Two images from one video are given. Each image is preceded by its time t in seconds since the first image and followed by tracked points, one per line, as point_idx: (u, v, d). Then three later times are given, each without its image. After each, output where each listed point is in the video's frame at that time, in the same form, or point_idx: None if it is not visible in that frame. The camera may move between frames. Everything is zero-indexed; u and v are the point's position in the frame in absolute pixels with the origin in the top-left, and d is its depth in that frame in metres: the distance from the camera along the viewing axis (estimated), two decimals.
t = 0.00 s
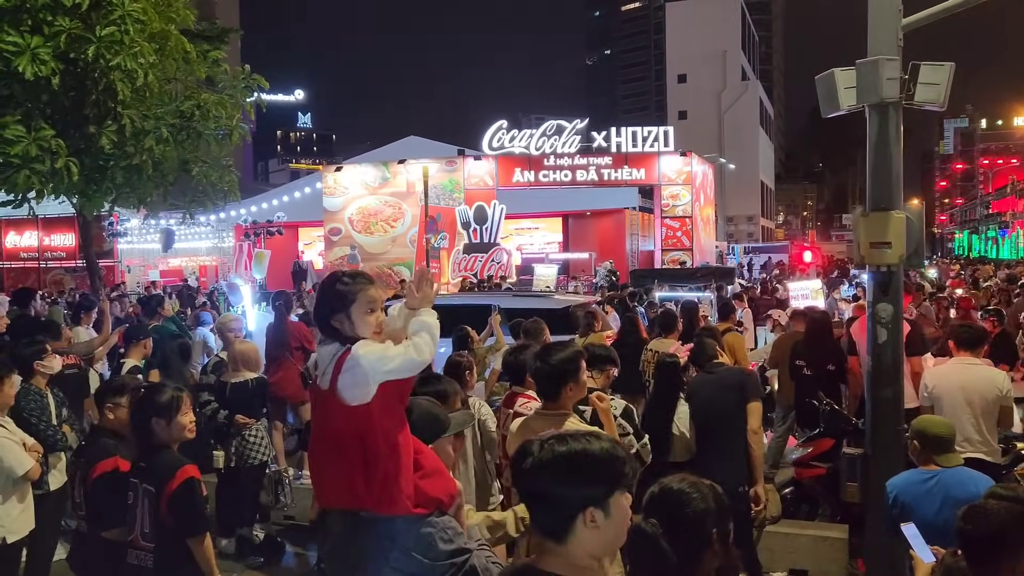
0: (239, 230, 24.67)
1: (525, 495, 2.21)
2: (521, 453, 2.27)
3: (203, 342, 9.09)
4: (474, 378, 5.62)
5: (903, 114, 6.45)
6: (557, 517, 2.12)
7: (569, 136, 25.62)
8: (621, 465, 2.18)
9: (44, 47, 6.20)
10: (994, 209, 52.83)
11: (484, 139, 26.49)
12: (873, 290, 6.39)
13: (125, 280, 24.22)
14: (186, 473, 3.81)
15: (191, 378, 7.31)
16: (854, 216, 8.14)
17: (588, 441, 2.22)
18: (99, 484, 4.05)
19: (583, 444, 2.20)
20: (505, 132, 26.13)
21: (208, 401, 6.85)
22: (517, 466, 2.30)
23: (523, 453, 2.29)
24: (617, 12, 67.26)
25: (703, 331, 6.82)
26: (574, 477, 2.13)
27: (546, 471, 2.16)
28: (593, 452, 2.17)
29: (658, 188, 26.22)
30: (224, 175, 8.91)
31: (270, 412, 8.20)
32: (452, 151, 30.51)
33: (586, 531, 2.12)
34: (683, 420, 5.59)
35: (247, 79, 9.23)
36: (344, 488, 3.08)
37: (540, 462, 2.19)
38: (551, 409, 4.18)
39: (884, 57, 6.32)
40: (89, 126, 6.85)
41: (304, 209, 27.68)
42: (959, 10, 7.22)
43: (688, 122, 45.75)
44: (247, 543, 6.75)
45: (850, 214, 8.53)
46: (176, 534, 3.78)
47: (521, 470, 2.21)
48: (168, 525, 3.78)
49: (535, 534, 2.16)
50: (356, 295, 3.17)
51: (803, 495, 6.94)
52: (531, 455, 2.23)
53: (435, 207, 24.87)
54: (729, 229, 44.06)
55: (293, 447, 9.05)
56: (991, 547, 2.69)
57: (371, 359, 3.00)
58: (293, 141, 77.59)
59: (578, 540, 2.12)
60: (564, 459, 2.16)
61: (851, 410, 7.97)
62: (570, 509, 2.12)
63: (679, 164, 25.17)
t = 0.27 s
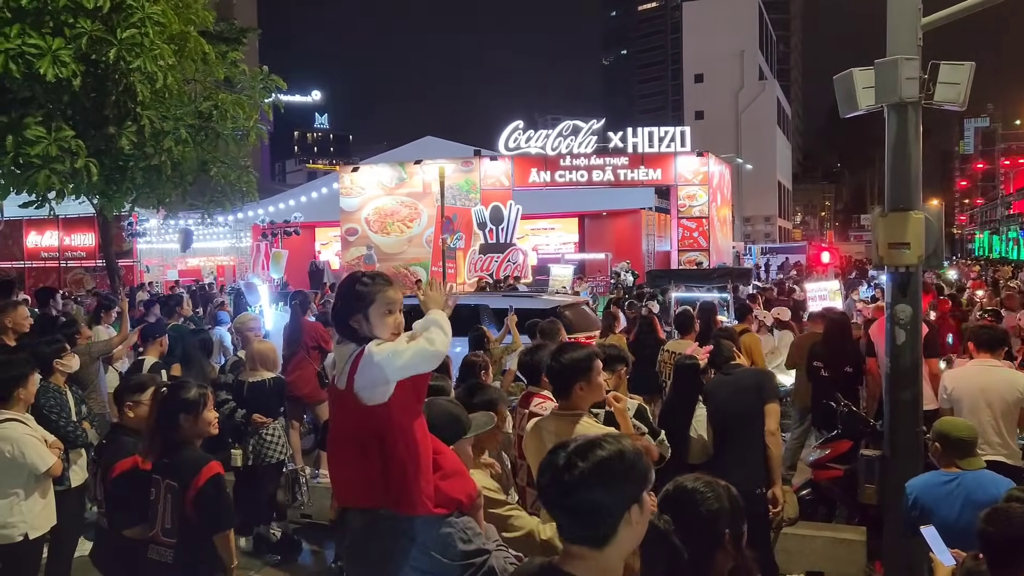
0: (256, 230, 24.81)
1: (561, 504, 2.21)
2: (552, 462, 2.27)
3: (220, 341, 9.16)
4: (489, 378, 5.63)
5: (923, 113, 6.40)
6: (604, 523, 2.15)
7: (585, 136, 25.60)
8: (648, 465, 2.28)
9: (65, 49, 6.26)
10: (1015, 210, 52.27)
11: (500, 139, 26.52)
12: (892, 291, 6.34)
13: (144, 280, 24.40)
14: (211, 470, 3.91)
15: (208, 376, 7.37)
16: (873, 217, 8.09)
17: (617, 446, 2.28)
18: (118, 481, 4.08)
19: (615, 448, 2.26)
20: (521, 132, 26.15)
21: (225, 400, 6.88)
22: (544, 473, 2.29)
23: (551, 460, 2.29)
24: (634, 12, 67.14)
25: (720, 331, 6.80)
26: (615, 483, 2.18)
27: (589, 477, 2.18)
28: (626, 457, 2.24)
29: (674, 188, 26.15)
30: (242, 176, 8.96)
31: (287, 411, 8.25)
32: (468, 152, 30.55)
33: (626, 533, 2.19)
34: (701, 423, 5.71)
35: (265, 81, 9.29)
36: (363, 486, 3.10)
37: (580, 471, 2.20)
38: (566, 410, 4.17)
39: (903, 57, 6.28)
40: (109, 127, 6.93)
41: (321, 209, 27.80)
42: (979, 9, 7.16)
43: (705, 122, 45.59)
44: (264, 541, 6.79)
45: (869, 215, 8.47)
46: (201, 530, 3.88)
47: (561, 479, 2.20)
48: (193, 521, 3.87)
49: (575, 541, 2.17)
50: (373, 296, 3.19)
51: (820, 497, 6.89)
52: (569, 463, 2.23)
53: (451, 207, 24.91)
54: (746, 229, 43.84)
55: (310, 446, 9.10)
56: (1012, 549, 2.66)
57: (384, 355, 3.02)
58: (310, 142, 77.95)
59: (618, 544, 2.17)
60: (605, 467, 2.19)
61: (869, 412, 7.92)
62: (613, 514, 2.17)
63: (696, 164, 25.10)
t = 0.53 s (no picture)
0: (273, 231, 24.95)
1: (577, 500, 2.21)
2: (566, 459, 2.28)
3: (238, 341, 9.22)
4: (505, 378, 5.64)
5: (943, 114, 6.35)
6: (621, 519, 2.17)
7: (601, 137, 25.57)
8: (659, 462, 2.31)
9: (87, 53, 6.31)
10: None
11: (516, 140, 26.53)
12: (911, 293, 6.29)
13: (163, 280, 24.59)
14: (234, 469, 3.98)
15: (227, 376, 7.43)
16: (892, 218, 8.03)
17: (630, 441, 2.31)
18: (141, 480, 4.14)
19: (628, 443, 2.28)
20: (537, 133, 26.16)
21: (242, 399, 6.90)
22: (557, 472, 2.30)
23: (564, 458, 2.30)
24: (650, 13, 67.00)
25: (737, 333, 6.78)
26: (630, 478, 2.20)
27: (606, 473, 2.20)
28: (638, 453, 2.27)
29: (691, 189, 26.07)
30: (260, 177, 9.01)
31: (305, 411, 8.30)
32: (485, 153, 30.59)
33: (641, 527, 2.21)
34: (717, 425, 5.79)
35: (283, 83, 9.35)
36: (380, 486, 3.13)
37: (598, 468, 2.21)
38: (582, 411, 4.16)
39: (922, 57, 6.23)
40: (129, 129, 6.99)
41: (338, 210, 27.93)
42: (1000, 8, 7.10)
43: (722, 122, 45.40)
44: (282, 540, 6.88)
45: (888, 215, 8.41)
46: (223, 528, 3.94)
47: (578, 475, 2.21)
48: (215, 519, 3.93)
49: (593, 538, 2.17)
50: (395, 296, 3.20)
51: (838, 500, 6.85)
52: (584, 459, 2.24)
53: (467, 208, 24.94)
54: (764, 230, 43.62)
55: (327, 446, 9.14)
56: None
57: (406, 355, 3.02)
58: (327, 143, 78.30)
59: (634, 538, 2.19)
60: (621, 462, 2.21)
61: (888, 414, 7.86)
62: (630, 509, 2.19)
63: (713, 165, 25.01)
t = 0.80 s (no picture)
0: (291, 232, 25.08)
1: (592, 497, 2.21)
2: (580, 457, 2.29)
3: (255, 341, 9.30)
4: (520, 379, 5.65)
5: (964, 114, 6.29)
6: (637, 516, 2.16)
7: (618, 138, 25.53)
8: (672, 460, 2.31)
9: (110, 56, 6.37)
10: None
11: (533, 141, 26.54)
12: (932, 294, 6.23)
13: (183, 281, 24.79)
14: (254, 469, 4.01)
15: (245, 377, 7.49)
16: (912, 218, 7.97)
17: (643, 439, 2.32)
18: (163, 480, 4.18)
19: (642, 441, 2.29)
20: (554, 134, 26.15)
21: (261, 400, 6.95)
22: (571, 471, 2.30)
23: (578, 456, 2.31)
24: (667, 13, 66.81)
25: (755, 334, 6.75)
26: (646, 475, 2.20)
27: (621, 468, 2.20)
28: (653, 451, 2.27)
29: (708, 190, 25.98)
30: (279, 179, 9.06)
31: (323, 412, 8.35)
32: (502, 154, 30.62)
33: (656, 524, 2.21)
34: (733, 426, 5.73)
35: (301, 86, 9.40)
36: (398, 487, 3.16)
37: (615, 465, 2.21)
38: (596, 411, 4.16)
39: (944, 56, 6.17)
40: (150, 132, 7.10)
41: (355, 212, 28.04)
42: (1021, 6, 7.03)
43: (740, 123, 45.21)
44: (300, 540, 6.92)
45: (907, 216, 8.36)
46: (244, 529, 3.96)
47: (594, 473, 2.21)
48: (236, 519, 3.96)
49: (609, 535, 2.16)
50: (418, 297, 3.22)
51: (858, 504, 6.80)
52: (599, 457, 2.24)
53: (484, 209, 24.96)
54: (782, 231, 43.39)
55: (345, 447, 9.19)
56: None
57: (423, 356, 3.03)
58: (344, 145, 78.54)
59: (649, 535, 2.18)
60: (635, 458, 2.22)
61: (909, 417, 7.80)
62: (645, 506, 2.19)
63: (731, 166, 24.91)
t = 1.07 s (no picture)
0: (307, 233, 25.21)
1: (597, 486, 2.20)
2: (584, 448, 2.28)
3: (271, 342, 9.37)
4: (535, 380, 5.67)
5: (982, 114, 6.24)
6: (639, 505, 2.16)
7: (633, 139, 25.49)
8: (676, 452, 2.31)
9: (128, 59, 6.43)
10: None
11: (547, 143, 26.54)
12: (950, 296, 6.19)
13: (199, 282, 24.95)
14: (268, 470, 4.03)
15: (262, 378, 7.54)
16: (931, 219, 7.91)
17: (647, 431, 2.32)
18: (180, 479, 4.22)
19: (645, 434, 2.29)
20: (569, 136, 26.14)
21: (276, 400, 7.01)
22: (575, 463, 2.30)
23: (582, 447, 2.30)
24: (683, 13, 66.61)
25: (771, 335, 6.73)
26: (649, 466, 2.20)
27: (625, 459, 2.20)
28: (656, 444, 2.27)
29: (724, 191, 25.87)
30: (295, 181, 9.10)
31: (338, 412, 8.40)
32: (516, 155, 30.64)
33: (657, 515, 2.20)
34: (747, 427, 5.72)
35: (317, 88, 9.45)
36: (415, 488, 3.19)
37: (620, 455, 2.20)
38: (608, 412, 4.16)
39: (962, 56, 6.13)
40: (168, 134, 7.16)
41: (371, 213, 28.15)
42: None
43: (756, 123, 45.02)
44: (315, 540, 6.97)
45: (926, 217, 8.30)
46: (260, 528, 3.99)
47: (599, 463, 2.21)
48: (253, 519, 3.99)
49: (614, 525, 2.15)
50: (442, 297, 3.24)
51: (875, 506, 6.76)
52: (604, 448, 2.24)
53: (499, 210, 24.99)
54: (799, 232, 43.14)
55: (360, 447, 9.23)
56: None
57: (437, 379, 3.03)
58: (360, 146, 78.80)
59: (651, 525, 2.17)
60: (638, 449, 2.22)
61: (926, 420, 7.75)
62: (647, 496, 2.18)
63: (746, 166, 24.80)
